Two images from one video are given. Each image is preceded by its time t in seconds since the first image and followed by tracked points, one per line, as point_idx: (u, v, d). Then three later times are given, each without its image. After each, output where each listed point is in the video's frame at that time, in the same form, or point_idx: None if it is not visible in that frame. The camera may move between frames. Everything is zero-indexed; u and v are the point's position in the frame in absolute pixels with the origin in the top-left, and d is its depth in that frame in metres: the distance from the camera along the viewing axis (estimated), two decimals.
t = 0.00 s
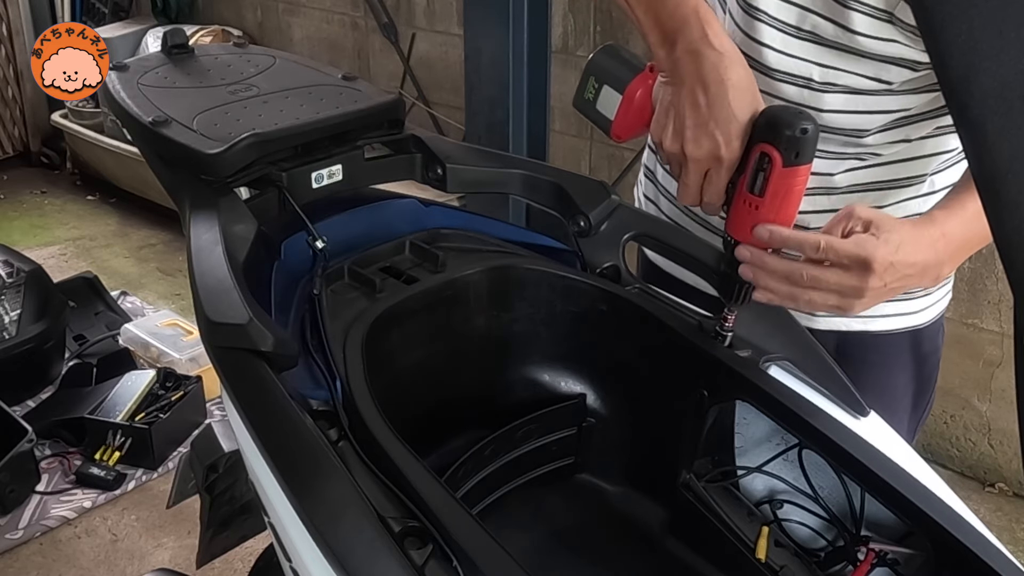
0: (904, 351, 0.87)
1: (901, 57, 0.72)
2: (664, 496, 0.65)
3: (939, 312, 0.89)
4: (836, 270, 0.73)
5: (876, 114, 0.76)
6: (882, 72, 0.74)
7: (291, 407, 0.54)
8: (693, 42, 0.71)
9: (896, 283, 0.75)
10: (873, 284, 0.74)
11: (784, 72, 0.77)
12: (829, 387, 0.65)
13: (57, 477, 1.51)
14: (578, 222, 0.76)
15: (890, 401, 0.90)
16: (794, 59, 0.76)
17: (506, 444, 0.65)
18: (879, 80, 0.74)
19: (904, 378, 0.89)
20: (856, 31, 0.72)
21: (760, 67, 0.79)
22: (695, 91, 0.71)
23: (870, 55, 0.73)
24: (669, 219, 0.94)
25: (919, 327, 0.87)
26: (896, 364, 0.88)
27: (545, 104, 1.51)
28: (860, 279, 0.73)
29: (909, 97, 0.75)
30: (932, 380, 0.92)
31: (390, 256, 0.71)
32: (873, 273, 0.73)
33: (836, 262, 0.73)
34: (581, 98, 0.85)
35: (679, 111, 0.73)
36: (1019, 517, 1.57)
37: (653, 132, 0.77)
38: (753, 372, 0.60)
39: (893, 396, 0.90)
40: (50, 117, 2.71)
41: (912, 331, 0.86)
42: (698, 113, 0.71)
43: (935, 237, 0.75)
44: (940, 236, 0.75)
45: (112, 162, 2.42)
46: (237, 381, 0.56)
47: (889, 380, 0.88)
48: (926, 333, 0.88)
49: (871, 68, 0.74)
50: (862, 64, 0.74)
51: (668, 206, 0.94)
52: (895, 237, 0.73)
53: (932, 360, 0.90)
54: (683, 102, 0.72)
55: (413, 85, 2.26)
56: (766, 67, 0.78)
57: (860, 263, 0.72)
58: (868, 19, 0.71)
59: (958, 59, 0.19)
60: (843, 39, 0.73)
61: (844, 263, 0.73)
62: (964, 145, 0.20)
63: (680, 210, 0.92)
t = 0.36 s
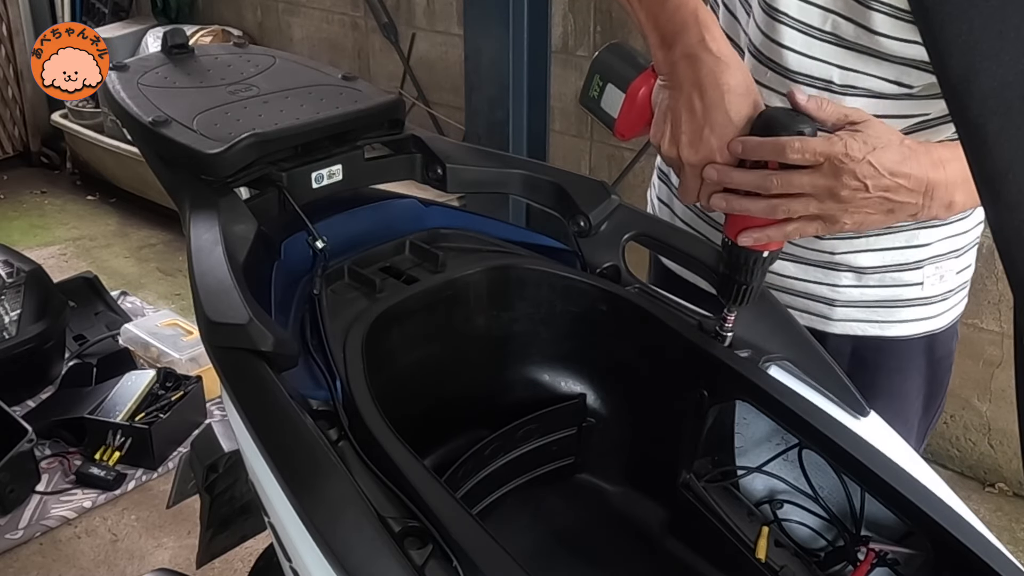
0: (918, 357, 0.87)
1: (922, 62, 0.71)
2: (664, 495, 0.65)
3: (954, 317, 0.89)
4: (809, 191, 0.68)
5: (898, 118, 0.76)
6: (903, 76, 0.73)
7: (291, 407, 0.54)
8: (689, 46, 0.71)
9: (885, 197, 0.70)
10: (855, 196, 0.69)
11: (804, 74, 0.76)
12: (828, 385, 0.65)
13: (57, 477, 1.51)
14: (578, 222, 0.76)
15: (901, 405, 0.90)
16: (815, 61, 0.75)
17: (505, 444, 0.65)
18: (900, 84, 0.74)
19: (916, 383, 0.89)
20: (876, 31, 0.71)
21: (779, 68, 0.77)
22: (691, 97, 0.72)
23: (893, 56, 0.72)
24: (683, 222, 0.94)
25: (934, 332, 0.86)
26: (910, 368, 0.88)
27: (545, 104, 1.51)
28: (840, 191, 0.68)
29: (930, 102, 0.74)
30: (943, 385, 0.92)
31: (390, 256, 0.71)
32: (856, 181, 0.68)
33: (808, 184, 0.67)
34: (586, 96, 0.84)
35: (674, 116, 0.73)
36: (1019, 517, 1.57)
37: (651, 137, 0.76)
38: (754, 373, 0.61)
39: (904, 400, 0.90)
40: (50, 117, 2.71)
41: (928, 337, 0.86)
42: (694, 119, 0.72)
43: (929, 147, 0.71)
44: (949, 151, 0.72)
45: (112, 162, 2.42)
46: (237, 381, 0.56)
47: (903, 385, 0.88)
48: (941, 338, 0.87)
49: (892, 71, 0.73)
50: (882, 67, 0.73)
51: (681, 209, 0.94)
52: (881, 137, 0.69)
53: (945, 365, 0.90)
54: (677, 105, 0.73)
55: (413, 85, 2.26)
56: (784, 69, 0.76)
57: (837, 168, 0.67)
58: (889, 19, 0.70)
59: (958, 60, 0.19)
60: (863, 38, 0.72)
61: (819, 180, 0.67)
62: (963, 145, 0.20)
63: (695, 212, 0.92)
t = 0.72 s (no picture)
0: (923, 358, 0.87)
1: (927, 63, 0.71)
2: (664, 495, 0.65)
3: (957, 318, 0.89)
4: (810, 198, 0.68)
5: (902, 120, 0.75)
6: (908, 77, 0.72)
7: (291, 407, 0.54)
8: (691, 50, 0.71)
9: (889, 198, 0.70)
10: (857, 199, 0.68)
11: (810, 74, 0.75)
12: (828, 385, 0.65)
13: (57, 477, 1.51)
14: (578, 222, 0.76)
15: (905, 406, 0.90)
16: (820, 62, 0.75)
17: (505, 444, 0.65)
18: (905, 86, 0.73)
19: (920, 384, 0.89)
20: (883, 30, 0.71)
21: (785, 69, 0.77)
22: (693, 99, 0.72)
23: (900, 56, 0.72)
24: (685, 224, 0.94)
25: (938, 333, 0.87)
26: (914, 368, 0.88)
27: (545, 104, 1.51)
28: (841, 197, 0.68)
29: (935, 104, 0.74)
30: (946, 386, 0.93)
31: (390, 256, 0.71)
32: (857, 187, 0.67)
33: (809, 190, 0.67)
34: (594, 91, 0.80)
35: (677, 118, 0.74)
36: (1019, 517, 1.57)
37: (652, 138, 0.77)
38: (754, 373, 0.61)
39: (908, 401, 0.90)
40: (50, 118, 2.71)
41: (931, 338, 0.86)
42: (695, 122, 0.72)
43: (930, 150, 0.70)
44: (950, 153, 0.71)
45: (112, 162, 2.42)
46: (237, 381, 0.56)
47: (907, 386, 0.88)
48: (945, 339, 0.88)
49: (897, 72, 0.73)
50: (888, 68, 0.73)
51: (683, 210, 0.93)
52: (884, 137, 0.68)
53: (948, 365, 0.90)
54: (679, 107, 0.73)
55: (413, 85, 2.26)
56: (790, 69, 0.76)
57: (837, 170, 0.66)
58: (896, 19, 0.70)
59: (959, 60, 0.19)
60: (869, 38, 0.72)
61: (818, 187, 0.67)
62: (964, 146, 0.20)
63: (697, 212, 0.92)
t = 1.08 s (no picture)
0: (923, 358, 0.87)
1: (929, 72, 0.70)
2: (664, 495, 0.65)
3: (958, 317, 0.89)
4: (827, 323, 0.70)
5: (904, 124, 0.75)
6: (912, 84, 0.72)
7: (291, 407, 0.54)
8: (691, 45, 0.72)
9: (900, 314, 0.72)
10: (874, 325, 0.70)
11: (813, 83, 0.75)
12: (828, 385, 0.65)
13: (57, 477, 1.51)
14: (578, 221, 0.76)
15: (906, 406, 0.90)
16: (823, 71, 0.74)
17: (505, 444, 0.65)
18: (908, 92, 0.73)
19: (920, 384, 0.89)
20: (884, 41, 0.70)
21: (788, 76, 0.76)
22: (693, 96, 0.71)
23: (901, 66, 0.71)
24: (687, 223, 0.94)
25: (939, 333, 0.86)
26: (915, 368, 0.87)
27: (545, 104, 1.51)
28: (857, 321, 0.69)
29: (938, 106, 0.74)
30: (947, 386, 0.92)
31: (390, 256, 0.71)
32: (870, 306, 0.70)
33: (819, 317, 0.69)
34: (595, 87, 0.82)
35: (678, 115, 0.73)
36: (1019, 517, 1.57)
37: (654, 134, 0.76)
38: (754, 373, 0.61)
39: (909, 401, 0.90)
40: (50, 118, 2.71)
41: (932, 337, 0.86)
42: (695, 118, 0.71)
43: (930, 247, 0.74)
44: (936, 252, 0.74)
45: (112, 162, 2.42)
46: (237, 382, 0.56)
47: (908, 386, 0.88)
48: (945, 338, 0.87)
49: (901, 80, 0.72)
50: (891, 76, 0.72)
51: (684, 209, 0.94)
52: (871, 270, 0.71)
53: (948, 365, 0.90)
54: (681, 102, 0.73)
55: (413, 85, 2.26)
56: (793, 77, 0.76)
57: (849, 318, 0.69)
58: (896, 29, 0.69)
59: (959, 61, 0.19)
60: (870, 47, 0.71)
61: (830, 312, 0.70)
62: (964, 145, 0.19)
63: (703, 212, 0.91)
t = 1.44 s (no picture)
0: (928, 355, 0.87)
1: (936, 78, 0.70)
2: (664, 495, 0.65)
3: (963, 313, 0.88)
4: (761, 313, 0.67)
5: (911, 128, 0.74)
6: (919, 90, 0.72)
7: (291, 407, 0.54)
8: (693, 41, 0.72)
9: (844, 310, 0.69)
10: (812, 315, 0.67)
11: (821, 87, 0.75)
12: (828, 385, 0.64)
13: (57, 477, 1.51)
14: (578, 221, 0.76)
15: (910, 403, 0.90)
16: (831, 77, 0.74)
17: (506, 444, 0.65)
18: (916, 98, 0.72)
19: (926, 381, 0.89)
20: (891, 46, 0.71)
21: (797, 81, 0.77)
22: (694, 92, 0.71)
23: (909, 72, 0.71)
24: (694, 222, 0.94)
25: (944, 330, 0.86)
26: (919, 366, 0.87)
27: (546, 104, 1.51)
28: (793, 311, 0.67)
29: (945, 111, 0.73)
30: (951, 383, 0.92)
31: (391, 255, 0.71)
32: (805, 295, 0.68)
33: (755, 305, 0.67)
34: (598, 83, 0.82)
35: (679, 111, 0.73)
36: (1019, 517, 1.57)
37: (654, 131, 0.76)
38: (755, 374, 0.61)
39: (913, 398, 0.90)
40: (50, 118, 2.71)
41: (937, 335, 0.86)
42: (696, 114, 0.71)
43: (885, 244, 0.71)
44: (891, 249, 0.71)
45: (112, 162, 2.42)
46: (237, 382, 0.56)
47: (912, 383, 0.88)
48: (951, 335, 0.88)
49: (908, 85, 0.72)
50: (897, 82, 0.72)
51: (691, 206, 0.94)
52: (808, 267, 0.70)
53: (953, 362, 0.90)
54: (682, 99, 0.73)
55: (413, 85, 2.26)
56: (801, 83, 0.76)
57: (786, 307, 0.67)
58: (904, 35, 0.70)
59: (959, 60, 0.19)
60: (878, 53, 0.72)
61: (765, 302, 0.68)
62: (964, 145, 0.19)
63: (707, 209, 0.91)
